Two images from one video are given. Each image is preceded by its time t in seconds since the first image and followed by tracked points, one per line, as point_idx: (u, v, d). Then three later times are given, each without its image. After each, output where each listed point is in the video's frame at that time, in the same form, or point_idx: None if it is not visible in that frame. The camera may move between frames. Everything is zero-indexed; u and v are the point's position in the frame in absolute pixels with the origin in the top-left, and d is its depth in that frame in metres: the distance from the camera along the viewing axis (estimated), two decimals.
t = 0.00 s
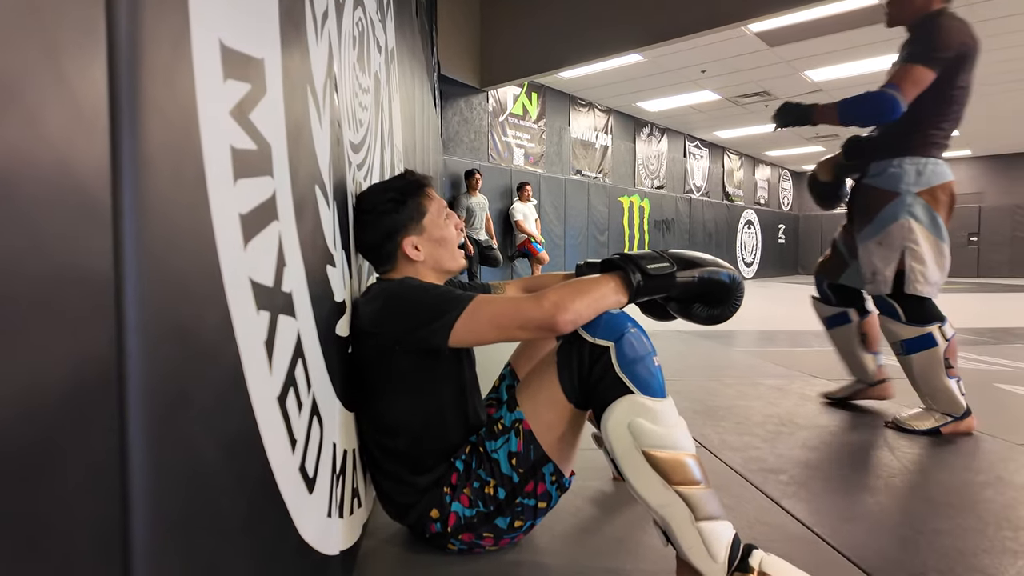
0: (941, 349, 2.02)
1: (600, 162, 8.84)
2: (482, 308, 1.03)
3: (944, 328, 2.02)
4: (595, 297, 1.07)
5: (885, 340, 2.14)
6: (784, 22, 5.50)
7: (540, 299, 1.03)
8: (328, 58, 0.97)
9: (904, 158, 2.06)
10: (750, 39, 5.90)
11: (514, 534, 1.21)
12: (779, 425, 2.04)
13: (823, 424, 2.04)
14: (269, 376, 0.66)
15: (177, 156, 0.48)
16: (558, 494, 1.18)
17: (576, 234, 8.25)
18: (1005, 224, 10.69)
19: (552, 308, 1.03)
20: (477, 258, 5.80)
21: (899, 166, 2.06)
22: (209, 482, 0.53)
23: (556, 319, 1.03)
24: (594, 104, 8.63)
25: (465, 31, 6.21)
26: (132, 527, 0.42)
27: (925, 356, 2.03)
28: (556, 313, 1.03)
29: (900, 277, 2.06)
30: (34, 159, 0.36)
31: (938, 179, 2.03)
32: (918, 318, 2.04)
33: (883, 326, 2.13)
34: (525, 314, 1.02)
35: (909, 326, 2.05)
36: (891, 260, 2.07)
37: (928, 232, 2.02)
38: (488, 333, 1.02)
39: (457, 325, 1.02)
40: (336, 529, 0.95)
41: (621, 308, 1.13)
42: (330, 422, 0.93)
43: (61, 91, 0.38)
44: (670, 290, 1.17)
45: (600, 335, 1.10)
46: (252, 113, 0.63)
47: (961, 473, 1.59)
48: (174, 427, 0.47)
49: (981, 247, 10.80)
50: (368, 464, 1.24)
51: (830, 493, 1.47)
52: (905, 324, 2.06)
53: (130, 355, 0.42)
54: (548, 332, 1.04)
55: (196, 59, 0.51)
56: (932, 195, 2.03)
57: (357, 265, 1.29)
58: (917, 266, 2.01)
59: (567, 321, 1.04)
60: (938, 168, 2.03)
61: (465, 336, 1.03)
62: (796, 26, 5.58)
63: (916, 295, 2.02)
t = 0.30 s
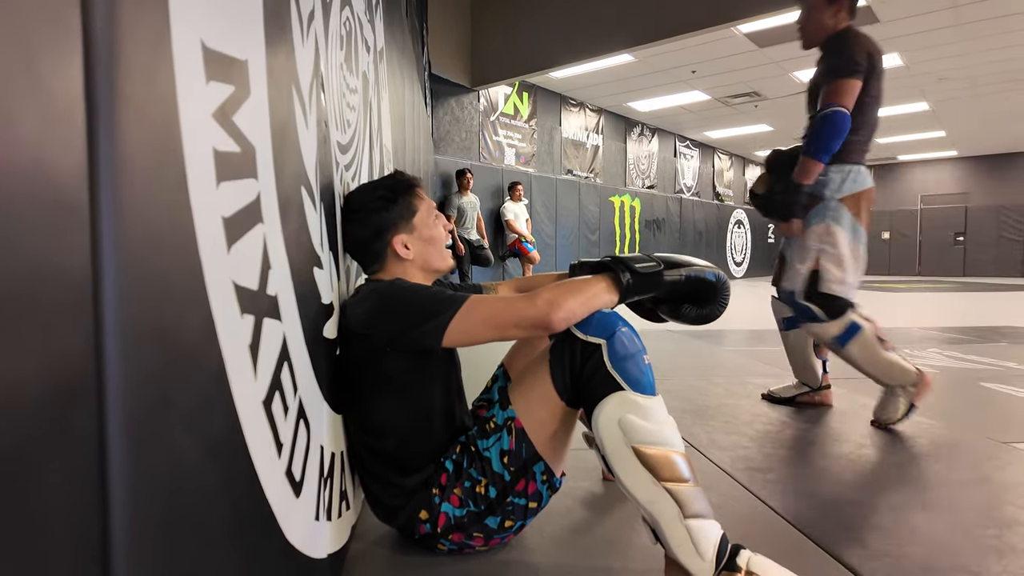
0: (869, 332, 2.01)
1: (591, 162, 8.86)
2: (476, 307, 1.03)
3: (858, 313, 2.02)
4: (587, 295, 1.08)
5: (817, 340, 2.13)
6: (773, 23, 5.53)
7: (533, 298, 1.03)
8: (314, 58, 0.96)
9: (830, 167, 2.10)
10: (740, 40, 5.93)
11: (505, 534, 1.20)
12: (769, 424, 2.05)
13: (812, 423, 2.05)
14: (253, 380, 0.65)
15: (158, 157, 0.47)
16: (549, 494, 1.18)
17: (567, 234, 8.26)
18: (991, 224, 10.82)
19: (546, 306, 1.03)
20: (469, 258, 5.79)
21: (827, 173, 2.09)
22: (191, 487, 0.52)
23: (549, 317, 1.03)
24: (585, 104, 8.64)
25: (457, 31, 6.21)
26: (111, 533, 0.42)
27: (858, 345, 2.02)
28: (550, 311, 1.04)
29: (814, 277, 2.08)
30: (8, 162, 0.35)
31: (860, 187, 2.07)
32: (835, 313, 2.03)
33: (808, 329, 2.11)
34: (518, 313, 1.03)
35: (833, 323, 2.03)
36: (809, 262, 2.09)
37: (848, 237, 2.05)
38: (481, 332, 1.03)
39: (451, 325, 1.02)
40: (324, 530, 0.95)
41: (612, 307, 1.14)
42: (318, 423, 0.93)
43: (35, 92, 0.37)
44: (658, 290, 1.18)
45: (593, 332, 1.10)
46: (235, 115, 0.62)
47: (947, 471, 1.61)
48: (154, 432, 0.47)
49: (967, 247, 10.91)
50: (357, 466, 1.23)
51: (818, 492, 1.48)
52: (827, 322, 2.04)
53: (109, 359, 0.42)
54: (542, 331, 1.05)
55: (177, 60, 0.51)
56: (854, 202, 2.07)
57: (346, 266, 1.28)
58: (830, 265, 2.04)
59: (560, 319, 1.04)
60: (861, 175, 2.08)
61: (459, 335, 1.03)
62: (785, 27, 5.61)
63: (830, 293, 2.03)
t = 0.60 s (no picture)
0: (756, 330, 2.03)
1: (587, 162, 8.89)
2: (477, 307, 1.02)
3: (761, 309, 2.07)
4: (589, 296, 1.07)
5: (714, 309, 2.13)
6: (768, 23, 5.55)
7: (535, 299, 1.02)
8: (315, 56, 0.96)
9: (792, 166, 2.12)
10: (735, 40, 5.94)
11: (506, 536, 1.20)
12: (767, 424, 2.06)
13: (811, 423, 2.05)
14: (257, 382, 0.65)
15: (163, 157, 0.46)
16: (550, 495, 1.18)
17: (563, 233, 8.27)
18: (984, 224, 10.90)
19: (547, 308, 1.03)
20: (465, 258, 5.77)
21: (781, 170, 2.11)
22: (196, 492, 0.52)
23: (549, 319, 1.03)
24: (581, 104, 8.66)
25: (452, 30, 6.20)
26: (119, 537, 0.41)
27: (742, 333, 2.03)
28: (551, 313, 1.03)
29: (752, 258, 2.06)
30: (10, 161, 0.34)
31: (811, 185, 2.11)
32: (748, 295, 2.06)
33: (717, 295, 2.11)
34: (519, 314, 1.02)
35: (736, 300, 2.04)
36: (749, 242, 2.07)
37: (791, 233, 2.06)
38: (481, 333, 1.02)
39: (452, 326, 1.02)
40: (325, 534, 0.94)
41: (615, 308, 1.13)
42: (320, 425, 0.92)
43: (40, 91, 0.36)
44: (660, 292, 1.17)
45: (594, 334, 1.10)
46: (239, 114, 0.61)
47: (946, 471, 1.61)
48: (160, 436, 0.46)
49: (960, 247, 10.96)
50: (357, 466, 1.22)
51: (818, 492, 1.48)
52: (736, 297, 2.05)
53: (115, 363, 0.41)
54: (543, 332, 1.04)
55: (182, 59, 0.50)
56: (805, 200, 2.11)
57: (346, 264, 1.27)
58: (772, 251, 2.03)
59: (560, 321, 1.04)
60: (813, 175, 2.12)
61: (459, 336, 1.02)
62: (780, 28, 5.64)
63: (762, 276, 2.03)
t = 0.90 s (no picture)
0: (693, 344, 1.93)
1: (585, 162, 8.90)
2: (473, 306, 1.02)
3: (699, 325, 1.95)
4: (585, 296, 1.07)
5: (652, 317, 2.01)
6: (767, 21, 5.54)
7: (531, 299, 1.02)
8: (310, 53, 0.95)
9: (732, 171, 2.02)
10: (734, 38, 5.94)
11: (503, 537, 1.19)
12: (765, 423, 2.06)
13: (809, 423, 2.05)
14: (250, 382, 0.64)
15: (154, 153, 0.46)
16: (547, 496, 1.17)
17: (561, 233, 8.26)
18: (983, 223, 10.90)
19: (543, 308, 1.02)
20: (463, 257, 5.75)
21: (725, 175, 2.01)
22: (188, 492, 0.51)
23: (546, 319, 1.02)
24: (579, 103, 8.66)
25: (451, 29, 6.19)
26: (109, 535, 0.41)
27: (678, 345, 1.92)
28: (546, 313, 1.03)
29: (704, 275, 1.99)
30: None
31: (751, 191, 2.02)
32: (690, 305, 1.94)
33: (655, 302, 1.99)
34: (514, 314, 1.02)
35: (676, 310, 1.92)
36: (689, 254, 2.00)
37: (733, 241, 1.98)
38: (478, 331, 1.02)
39: (448, 324, 1.01)
40: (320, 534, 0.94)
41: (610, 306, 1.13)
42: (315, 425, 0.91)
43: (27, 85, 0.36)
44: (655, 289, 1.16)
45: (590, 332, 1.09)
46: (231, 109, 0.61)
47: (945, 471, 1.61)
48: (151, 435, 0.46)
49: (959, 246, 11.01)
50: (354, 464, 1.22)
51: (815, 492, 1.48)
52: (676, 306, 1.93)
53: (105, 363, 0.40)
54: (540, 332, 1.04)
55: (173, 54, 0.49)
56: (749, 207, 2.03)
57: (342, 263, 1.26)
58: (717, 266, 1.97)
59: (556, 321, 1.03)
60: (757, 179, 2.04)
61: (455, 335, 1.02)
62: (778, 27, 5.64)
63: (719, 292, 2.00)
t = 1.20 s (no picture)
0: (679, 343, 1.92)
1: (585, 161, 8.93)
2: (471, 309, 1.02)
3: (682, 321, 1.95)
4: (584, 298, 1.07)
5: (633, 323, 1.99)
6: (767, 21, 5.54)
7: (530, 302, 1.02)
8: (312, 51, 0.95)
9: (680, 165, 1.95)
10: (733, 38, 5.94)
11: (503, 539, 1.19)
12: (766, 423, 2.06)
13: (809, 422, 2.05)
14: (254, 381, 0.64)
15: (157, 150, 0.45)
16: (547, 497, 1.17)
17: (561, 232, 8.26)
18: (981, 223, 10.93)
19: (543, 312, 1.02)
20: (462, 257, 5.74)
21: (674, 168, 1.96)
22: (193, 494, 0.51)
23: (545, 322, 1.02)
24: (579, 102, 8.67)
25: (450, 28, 6.18)
26: (114, 539, 0.40)
27: (664, 349, 1.91)
28: (545, 317, 1.03)
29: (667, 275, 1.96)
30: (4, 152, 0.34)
31: (706, 179, 1.95)
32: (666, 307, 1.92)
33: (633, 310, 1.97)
34: (513, 318, 1.02)
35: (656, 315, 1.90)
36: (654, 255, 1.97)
37: (694, 233, 1.93)
38: (476, 336, 1.01)
39: (445, 330, 1.01)
40: (322, 536, 0.94)
41: (610, 307, 1.13)
42: (316, 426, 0.91)
43: (33, 82, 0.35)
44: (656, 287, 1.16)
45: (590, 335, 1.09)
46: (235, 108, 0.60)
47: (945, 470, 1.61)
48: (157, 436, 0.45)
49: (958, 246, 11.09)
50: (354, 465, 1.22)
51: (817, 492, 1.48)
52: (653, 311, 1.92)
53: (111, 365, 0.40)
54: (539, 336, 1.04)
55: (178, 52, 0.49)
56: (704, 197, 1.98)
57: (343, 262, 1.26)
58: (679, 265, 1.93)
59: (555, 323, 1.03)
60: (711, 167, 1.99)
61: (454, 340, 1.02)
62: (778, 26, 5.64)
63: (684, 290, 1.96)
